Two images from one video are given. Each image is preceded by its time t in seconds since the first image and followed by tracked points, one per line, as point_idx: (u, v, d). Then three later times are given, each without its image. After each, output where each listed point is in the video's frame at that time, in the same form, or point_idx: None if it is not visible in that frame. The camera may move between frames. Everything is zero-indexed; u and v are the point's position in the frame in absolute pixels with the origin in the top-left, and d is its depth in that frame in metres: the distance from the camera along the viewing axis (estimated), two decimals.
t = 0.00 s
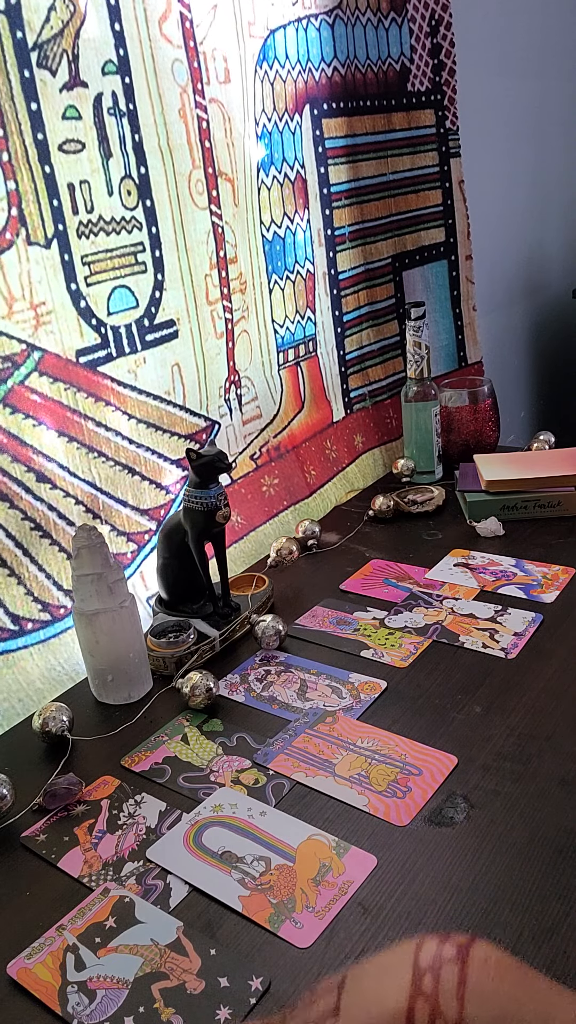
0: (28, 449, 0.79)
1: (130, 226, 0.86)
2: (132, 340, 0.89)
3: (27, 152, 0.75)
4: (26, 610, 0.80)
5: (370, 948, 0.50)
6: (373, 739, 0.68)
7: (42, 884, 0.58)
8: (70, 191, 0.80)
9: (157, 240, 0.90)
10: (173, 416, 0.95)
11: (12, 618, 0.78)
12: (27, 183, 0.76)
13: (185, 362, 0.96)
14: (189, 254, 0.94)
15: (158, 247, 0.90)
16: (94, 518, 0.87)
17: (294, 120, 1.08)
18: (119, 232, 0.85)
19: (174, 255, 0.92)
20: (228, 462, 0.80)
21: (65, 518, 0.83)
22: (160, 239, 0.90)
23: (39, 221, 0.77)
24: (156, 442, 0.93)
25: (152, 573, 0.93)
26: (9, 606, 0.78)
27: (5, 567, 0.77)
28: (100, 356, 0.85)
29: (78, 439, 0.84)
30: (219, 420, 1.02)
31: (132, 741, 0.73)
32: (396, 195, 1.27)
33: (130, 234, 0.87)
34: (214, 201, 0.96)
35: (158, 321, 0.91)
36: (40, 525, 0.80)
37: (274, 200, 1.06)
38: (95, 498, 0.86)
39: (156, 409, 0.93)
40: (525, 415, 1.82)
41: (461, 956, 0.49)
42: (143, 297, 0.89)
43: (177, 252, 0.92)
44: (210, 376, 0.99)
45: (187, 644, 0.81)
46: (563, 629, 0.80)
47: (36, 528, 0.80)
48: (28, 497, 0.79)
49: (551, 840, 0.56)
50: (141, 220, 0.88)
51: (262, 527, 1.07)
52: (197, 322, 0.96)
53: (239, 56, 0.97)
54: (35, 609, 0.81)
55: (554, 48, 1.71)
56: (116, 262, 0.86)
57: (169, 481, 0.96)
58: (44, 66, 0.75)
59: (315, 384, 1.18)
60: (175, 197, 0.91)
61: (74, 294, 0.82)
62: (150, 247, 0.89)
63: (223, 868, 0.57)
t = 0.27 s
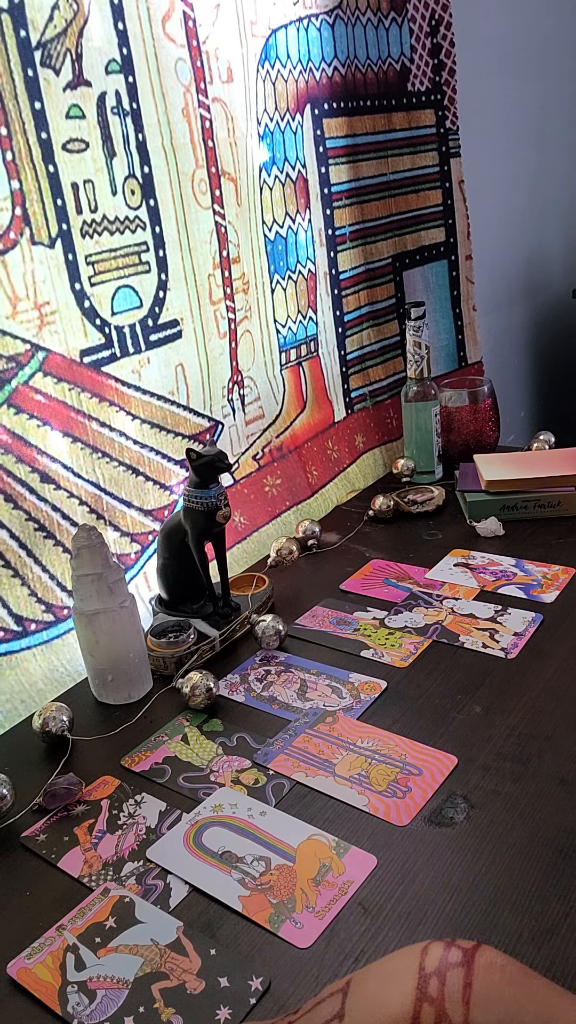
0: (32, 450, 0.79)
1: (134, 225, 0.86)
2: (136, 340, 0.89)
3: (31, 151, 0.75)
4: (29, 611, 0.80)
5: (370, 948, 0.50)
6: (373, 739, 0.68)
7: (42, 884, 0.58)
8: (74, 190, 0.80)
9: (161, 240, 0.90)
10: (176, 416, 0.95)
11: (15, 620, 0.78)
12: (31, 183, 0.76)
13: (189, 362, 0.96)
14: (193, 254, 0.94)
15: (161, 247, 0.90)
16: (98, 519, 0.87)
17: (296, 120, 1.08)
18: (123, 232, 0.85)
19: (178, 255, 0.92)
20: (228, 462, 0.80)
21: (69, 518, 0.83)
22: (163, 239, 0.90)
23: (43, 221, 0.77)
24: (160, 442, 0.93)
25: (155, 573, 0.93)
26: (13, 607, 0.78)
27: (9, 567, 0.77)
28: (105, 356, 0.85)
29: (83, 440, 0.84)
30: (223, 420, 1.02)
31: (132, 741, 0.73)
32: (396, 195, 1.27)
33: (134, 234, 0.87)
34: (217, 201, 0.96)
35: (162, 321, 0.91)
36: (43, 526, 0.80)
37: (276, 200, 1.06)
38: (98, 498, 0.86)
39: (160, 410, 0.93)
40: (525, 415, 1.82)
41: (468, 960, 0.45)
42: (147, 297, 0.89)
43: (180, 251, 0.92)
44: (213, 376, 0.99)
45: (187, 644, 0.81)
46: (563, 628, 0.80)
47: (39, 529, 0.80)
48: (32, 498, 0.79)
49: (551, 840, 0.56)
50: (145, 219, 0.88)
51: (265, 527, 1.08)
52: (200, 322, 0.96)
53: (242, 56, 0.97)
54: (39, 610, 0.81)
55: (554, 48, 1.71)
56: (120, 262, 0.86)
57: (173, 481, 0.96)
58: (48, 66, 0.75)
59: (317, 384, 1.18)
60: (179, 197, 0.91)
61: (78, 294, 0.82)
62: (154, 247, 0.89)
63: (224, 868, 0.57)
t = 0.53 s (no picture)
0: (36, 450, 0.79)
1: (138, 225, 0.86)
2: (140, 340, 0.89)
3: (36, 151, 0.75)
4: (33, 612, 0.80)
5: (370, 948, 0.50)
6: (373, 739, 0.68)
7: (42, 884, 0.58)
8: (78, 190, 0.80)
9: (165, 239, 0.90)
10: (180, 417, 0.95)
11: (19, 621, 0.78)
12: (35, 182, 0.76)
13: (193, 362, 0.96)
14: (196, 254, 0.94)
15: (165, 246, 0.90)
16: (103, 520, 0.87)
17: (297, 120, 1.08)
18: (127, 232, 0.85)
19: (181, 255, 0.92)
20: (228, 462, 0.80)
21: (73, 519, 0.83)
22: (167, 239, 0.90)
23: (47, 220, 0.77)
24: (164, 442, 0.93)
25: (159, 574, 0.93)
26: (16, 608, 0.78)
27: (13, 568, 0.77)
28: (109, 356, 0.85)
29: (87, 440, 0.84)
30: (227, 420, 1.02)
31: (132, 741, 0.73)
32: (396, 195, 1.27)
33: (137, 233, 0.87)
34: (220, 200, 0.96)
35: (166, 321, 0.92)
36: (47, 526, 0.80)
37: (278, 200, 1.06)
38: (102, 499, 0.87)
39: (164, 410, 0.93)
40: (525, 415, 1.82)
41: (467, 963, 0.45)
42: (151, 297, 0.89)
43: (184, 251, 0.92)
44: (217, 376, 1.00)
45: (187, 644, 0.82)
46: (563, 628, 0.80)
47: (43, 530, 0.80)
48: (36, 499, 0.79)
49: (551, 840, 0.56)
50: (149, 219, 0.88)
51: (267, 527, 1.08)
52: (204, 322, 0.97)
53: (245, 55, 0.97)
54: (42, 611, 0.81)
55: (555, 48, 1.71)
56: (124, 262, 0.86)
57: (177, 481, 0.96)
58: (52, 65, 0.75)
59: (319, 384, 1.18)
60: (182, 197, 0.91)
61: (82, 294, 0.82)
62: (158, 247, 0.89)
63: (223, 868, 0.57)
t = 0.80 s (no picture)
0: (41, 451, 0.79)
1: (142, 224, 0.86)
2: (145, 340, 0.89)
3: (40, 150, 0.75)
4: (37, 614, 0.80)
5: (370, 948, 0.50)
6: (373, 739, 0.68)
7: (42, 884, 0.58)
8: (83, 189, 0.80)
9: (169, 239, 0.90)
10: (185, 417, 0.95)
11: (23, 622, 0.78)
12: (40, 181, 0.76)
13: (197, 362, 0.96)
14: (201, 254, 0.94)
15: (170, 246, 0.90)
16: (106, 521, 0.87)
17: (299, 120, 1.08)
18: (131, 231, 0.85)
19: (186, 254, 0.92)
20: (228, 462, 0.80)
21: (77, 520, 0.84)
22: (172, 238, 0.90)
23: (52, 219, 0.77)
24: (168, 443, 0.94)
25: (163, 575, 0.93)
26: (21, 609, 0.78)
27: (17, 569, 0.77)
28: (113, 356, 0.85)
29: (91, 441, 0.84)
30: (231, 420, 1.02)
31: (132, 741, 0.73)
32: (397, 195, 1.27)
33: (142, 233, 0.87)
34: (224, 200, 0.97)
35: (170, 321, 0.92)
36: (51, 527, 0.81)
37: (281, 200, 1.06)
38: (106, 500, 0.87)
39: (169, 411, 0.93)
40: (525, 415, 1.82)
41: (468, 963, 0.45)
42: (155, 297, 0.89)
43: (188, 251, 0.92)
44: (222, 376, 1.00)
45: (187, 644, 0.81)
46: (563, 629, 0.80)
47: (47, 530, 0.80)
48: (40, 499, 0.79)
49: (551, 840, 0.56)
50: (153, 218, 0.88)
51: (270, 527, 1.08)
52: (208, 322, 0.97)
53: (248, 55, 0.97)
54: (47, 613, 0.81)
55: (555, 48, 1.71)
56: (128, 261, 0.86)
57: (182, 482, 0.96)
58: (56, 63, 0.75)
59: (322, 384, 1.17)
60: (186, 196, 0.91)
61: (87, 293, 0.82)
62: (162, 247, 0.89)
63: (223, 868, 0.57)
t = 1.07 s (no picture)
0: (47, 451, 0.79)
1: (147, 223, 0.86)
2: (150, 340, 0.89)
3: (45, 149, 0.75)
4: (45, 615, 0.80)
5: (370, 948, 0.50)
6: (373, 739, 0.68)
7: (42, 884, 0.58)
8: (88, 188, 0.80)
9: (174, 238, 0.90)
10: (190, 417, 0.96)
11: (30, 624, 0.79)
12: (44, 180, 0.76)
13: (202, 362, 0.96)
14: (205, 254, 0.94)
15: (175, 246, 0.90)
16: (113, 523, 0.88)
17: (301, 119, 1.08)
18: (137, 231, 0.86)
19: (191, 254, 0.92)
20: (228, 462, 0.80)
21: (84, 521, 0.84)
22: (176, 238, 0.90)
23: (57, 219, 0.77)
24: (173, 443, 0.94)
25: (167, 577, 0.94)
26: (28, 611, 0.79)
27: (23, 571, 0.78)
28: (119, 356, 0.86)
29: (97, 441, 0.85)
30: (237, 420, 1.03)
31: (132, 741, 0.73)
32: (397, 194, 1.27)
33: (147, 232, 0.87)
34: (228, 199, 0.97)
35: (175, 320, 0.92)
36: (58, 529, 0.81)
37: (284, 200, 1.06)
38: (113, 502, 0.87)
39: (174, 411, 0.93)
40: (525, 415, 1.82)
41: (478, 967, 0.45)
42: (161, 296, 0.90)
43: (193, 251, 0.93)
44: (227, 376, 1.00)
45: (187, 644, 0.82)
46: (563, 628, 0.80)
47: (54, 532, 0.80)
48: (46, 501, 0.79)
49: (551, 840, 0.56)
50: (158, 218, 0.88)
51: (272, 527, 1.09)
52: (213, 322, 0.97)
53: (251, 54, 0.97)
54: (54, 615, 0.81)
55: (556, 47, 1.71)
56: (133, 261, 0.86)
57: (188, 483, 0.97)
58: (60, 62, 0.75)
59: (325, 384, 1.18)
60: (191, 196, 0.91)
61: (92, 294, 0.82)
62: (167, 246, 0.89)
63: (223, 868, 0.57)
